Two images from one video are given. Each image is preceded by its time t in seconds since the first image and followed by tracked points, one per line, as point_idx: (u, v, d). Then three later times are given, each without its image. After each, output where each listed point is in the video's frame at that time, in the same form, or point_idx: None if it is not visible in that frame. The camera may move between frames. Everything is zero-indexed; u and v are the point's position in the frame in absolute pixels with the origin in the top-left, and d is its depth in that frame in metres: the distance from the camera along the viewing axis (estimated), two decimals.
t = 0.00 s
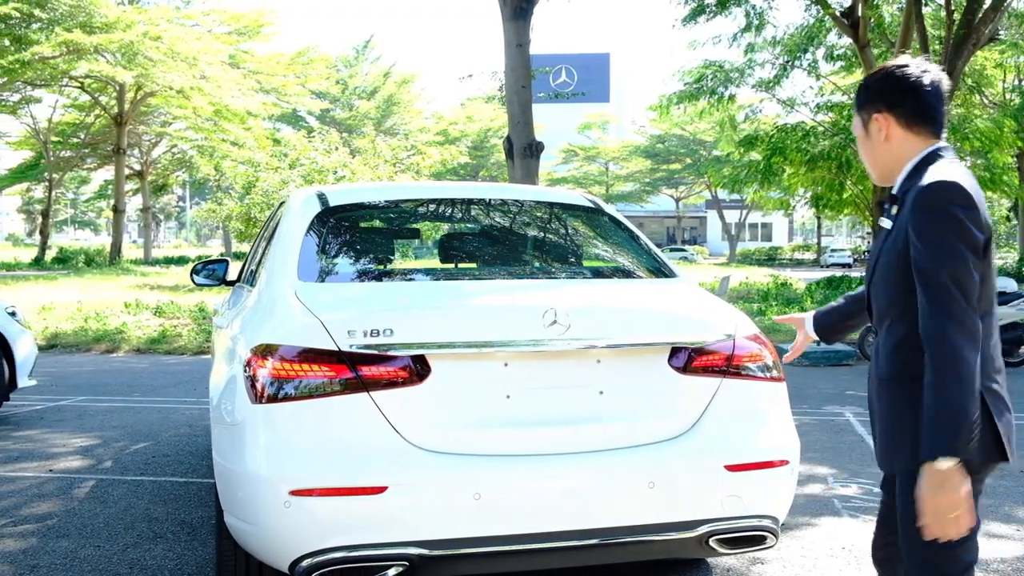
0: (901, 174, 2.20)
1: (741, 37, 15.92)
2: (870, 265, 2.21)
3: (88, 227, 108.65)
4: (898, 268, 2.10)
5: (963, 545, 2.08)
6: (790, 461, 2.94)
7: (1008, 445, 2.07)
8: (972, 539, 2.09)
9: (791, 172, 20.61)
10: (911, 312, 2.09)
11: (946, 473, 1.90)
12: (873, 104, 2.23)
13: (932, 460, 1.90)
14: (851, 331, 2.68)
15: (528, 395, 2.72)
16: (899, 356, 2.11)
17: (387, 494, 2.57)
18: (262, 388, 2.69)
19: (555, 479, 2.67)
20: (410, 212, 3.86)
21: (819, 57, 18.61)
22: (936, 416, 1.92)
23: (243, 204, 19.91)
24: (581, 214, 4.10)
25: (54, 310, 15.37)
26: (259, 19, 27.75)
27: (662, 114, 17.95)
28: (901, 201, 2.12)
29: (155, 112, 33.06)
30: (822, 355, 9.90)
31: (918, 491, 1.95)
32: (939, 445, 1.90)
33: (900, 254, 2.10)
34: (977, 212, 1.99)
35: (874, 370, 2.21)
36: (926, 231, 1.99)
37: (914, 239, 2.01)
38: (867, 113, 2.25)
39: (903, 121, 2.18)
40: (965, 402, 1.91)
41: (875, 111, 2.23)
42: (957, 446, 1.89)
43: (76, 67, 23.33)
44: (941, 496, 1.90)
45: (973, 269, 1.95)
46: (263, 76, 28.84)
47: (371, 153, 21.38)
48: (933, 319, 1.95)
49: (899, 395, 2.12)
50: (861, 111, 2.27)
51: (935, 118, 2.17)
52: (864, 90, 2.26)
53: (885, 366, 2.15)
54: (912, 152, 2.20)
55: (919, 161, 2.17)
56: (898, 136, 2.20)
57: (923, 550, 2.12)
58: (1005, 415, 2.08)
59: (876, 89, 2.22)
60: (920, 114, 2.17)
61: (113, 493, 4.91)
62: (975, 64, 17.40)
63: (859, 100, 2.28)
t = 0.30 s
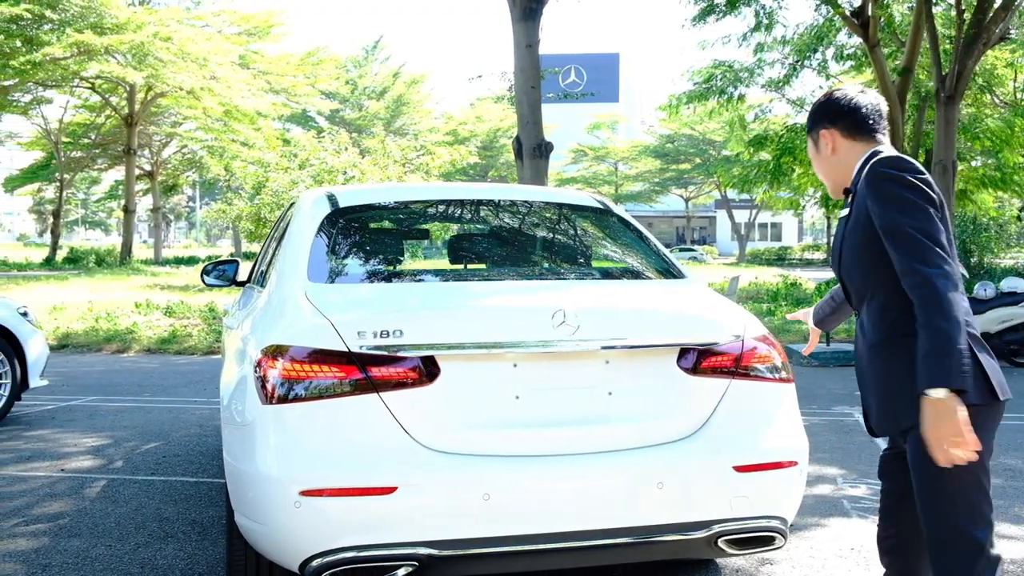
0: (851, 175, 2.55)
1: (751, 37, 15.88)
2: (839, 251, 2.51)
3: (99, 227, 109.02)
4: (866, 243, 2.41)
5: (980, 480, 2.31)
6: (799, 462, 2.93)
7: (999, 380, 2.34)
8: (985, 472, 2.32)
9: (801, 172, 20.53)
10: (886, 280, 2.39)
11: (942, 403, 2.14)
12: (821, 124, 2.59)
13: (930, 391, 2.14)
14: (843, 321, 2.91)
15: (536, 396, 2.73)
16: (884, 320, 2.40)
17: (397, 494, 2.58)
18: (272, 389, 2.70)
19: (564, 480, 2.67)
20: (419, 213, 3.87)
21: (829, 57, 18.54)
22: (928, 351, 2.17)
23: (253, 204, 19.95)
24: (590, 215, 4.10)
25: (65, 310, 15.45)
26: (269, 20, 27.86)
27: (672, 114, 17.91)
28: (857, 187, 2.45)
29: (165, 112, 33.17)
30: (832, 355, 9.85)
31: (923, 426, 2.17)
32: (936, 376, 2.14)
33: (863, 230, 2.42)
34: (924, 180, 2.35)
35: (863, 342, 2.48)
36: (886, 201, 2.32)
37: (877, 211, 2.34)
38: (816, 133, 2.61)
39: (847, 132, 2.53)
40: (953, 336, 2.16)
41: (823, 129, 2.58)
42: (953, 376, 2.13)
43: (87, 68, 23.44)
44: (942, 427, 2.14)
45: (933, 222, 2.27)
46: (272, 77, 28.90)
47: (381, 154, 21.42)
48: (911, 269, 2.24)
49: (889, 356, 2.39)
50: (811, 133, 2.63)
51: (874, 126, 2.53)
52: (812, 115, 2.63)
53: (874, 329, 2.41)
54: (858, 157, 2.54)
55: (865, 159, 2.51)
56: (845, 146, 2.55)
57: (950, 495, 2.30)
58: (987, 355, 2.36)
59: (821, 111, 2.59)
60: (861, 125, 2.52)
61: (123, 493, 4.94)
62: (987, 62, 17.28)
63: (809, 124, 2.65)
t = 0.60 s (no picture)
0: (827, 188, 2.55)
1: (755, 37, 15.86)
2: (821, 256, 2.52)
3: (103, 227, 109.11)
4: (841, 247, 2.43)
5: (980, 469, 2.30)
6: (803, 463, 2.94)
7: (986, 367, 2.35)
8: (986, 460, 2.31)
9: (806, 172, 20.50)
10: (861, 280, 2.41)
11: (818, 372, 2.38)
12: (795, 139, 2.59)
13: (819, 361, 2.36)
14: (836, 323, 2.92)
15: (542, 397, 2.73)
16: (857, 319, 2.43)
17: (403, 494, 2.60)
18: (278, 390, 2.72)
19: (570, 481, 2.68)
20: (423, 215, 3.88)
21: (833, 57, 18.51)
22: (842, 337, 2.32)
23: (257, 204, 19.94)
24: (594, 217, 4.11)
25: (70, 310, 15.52)
26: (273, 20, 27.98)
27: (676, 114, 17.89)
28: (832, 196, 2.46)
29: (170, 112, 33.21)
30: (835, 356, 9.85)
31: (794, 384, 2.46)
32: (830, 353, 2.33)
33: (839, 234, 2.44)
34: (895, 184, 2.36)
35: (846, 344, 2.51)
36: (856, 206, 2.34)
37: (848, 215, 2.36)
38: (791, 147, 2.60)
39: (820, 145, 2.53)
40: (877, 326, 2.27)
41: (798, 145, 2.58)
42: (838, 356, 2.32)
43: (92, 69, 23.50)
44: (807, 387, 2.40)
45: (899, 224, 2.29)
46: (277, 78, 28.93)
47: (385, 154, 21.44)
48: (876, 269, 2.27)
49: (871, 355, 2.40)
50: (786, 147, 2.63)
51: (845, 136, 2.52)
52: (785, 132, 2.63)
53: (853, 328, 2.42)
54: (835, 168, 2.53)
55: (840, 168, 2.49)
56: (819, 159, 2.54)
57: (950, 486, 2.30)
58: (969, 343, 2.37)
59: (795, 127, 2.59)
60: (832, 137, 2.51)
61: (130, 493, 4.96)
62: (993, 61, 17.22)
63: (784, 141, 2.64)
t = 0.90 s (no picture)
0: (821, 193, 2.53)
1: (758, 37, 15.85)
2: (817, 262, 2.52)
3: (107, 228, 109.19)
4: (838, 255, 2.42)
5: (979, 472, 2.30)
6: (806, 463, 2.94)
7: (984, 369, 2.34)
8: (984, 462, 2.31)
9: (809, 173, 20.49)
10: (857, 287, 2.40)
11: (845, 397, 2.34)
12: (786, 143, 2.56)
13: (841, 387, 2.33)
14: (836, 328, 2.92)
15: (545, 398, 2.74)
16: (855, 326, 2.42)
17: (407, 494, 2.60)
18: (283, 390, 2.72)
19: (573, 482, 2.69)
20: (426, 215, 3.88)
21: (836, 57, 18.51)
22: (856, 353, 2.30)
23: (261, 204, 19.93)
24: (599, 217, 4.11)
25: (74, 309, 15.56)
26: (276, 20, 28.07)
27: (679, 115, 17.86)
28: (828, 202, 2.45)
29: (174, 112, 33.23)
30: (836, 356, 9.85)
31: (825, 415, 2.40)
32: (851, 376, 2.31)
33: (835, 242, 2.42)
34: (890, 191, 2.35)
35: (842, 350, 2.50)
36: (853, 215, 2.33)
37: (844, 223, 2.35)
38: (783, 152, 2.58)
39: (812, 148, 2.50)
40: (887, 344, 2.26)
41: (790, 149, 2.56)
42: (860, 380, 2.30)
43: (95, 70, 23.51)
44: (838, 415, 2.35)
45: (896, 234, 2.28)
46: (280, 78, 28.95)
47: (389, 154, 21.44)
48: (874, 282, 2.26)
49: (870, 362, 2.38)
50: (777, 153, 2.60)
51: (836, 137, 2.51)
52: (775, 136, 2.60)
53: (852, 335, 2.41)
54: (827, 171, 2.51)
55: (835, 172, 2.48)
56: (812, 162, 2.52)
57: (947, 490, 2.31)
58: (967, 345, 2.37)
59: (784, 131, 2.56)
60: (823, 140, 2.50)
61: (134, 493, 4.97)
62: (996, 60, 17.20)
63: (774, 145, 2.62)
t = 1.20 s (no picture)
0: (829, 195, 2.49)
1: (760, 37, 15.85)
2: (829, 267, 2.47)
3: (109, 228, 109.19)
4: (857, 259, 2.37)
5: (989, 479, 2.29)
6: (811, 463, 2.94)
7: (997, 375, 2.33)
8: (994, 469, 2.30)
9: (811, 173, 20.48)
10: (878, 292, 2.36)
11: (924, 415, 2.19)
12: (789, 144, 2.51)
13: (917, 404, 2.18)
14: (834, 329, 2.91)
15: (549, 397, 2.74)
16: (876, 331, 2.37)
17: (411, 494, 2.60)
18: (287, 390, 2.73)
19: (579, 482, 2.69)
20: (429, 215, 3.88)
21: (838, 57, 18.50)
22: (920, 366, 2.18)
23: (263, 204, 19.93)
24: (602, 217, 4.11)
25: (76, 309, 15.58)
26: (278, 20, 28.09)
27: (681, 115, 17.82)
28: (842, 204, 2.40)
29: (176, 113, 33.23)
30: (839, 356, 9.85)
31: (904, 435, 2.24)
32: (927, 394, 2.16)
33: (854, 246, 2.37)
34: (909, 195, 2.30)
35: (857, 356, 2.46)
36: (876, 220, 2.27)
37: (864, 227, 2.30)
38: (786, 153, 2.52)
39: (819, 149, 2.47)
40: (938, 354, 2.17)
41: (793, 150, 2.51)
42: (932, 394, 2.16)
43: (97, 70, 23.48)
44: (919, 436, 2.19)
45: (921, 239, 2.24)
46: (282, 78, 28.95)
47: (391, 154, 21.46)
48: (904, 288, 2.21)
49: (891, 369, 2.34)
50: (777, 154, 2.55)
51: (840, 137, 2.48)
52: (777, 137, 2.54)
53: (875, 340, 2.37)
54: (836, 171, 2.48)
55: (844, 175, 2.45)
56: (818, 163, 2.49)
57: (961, 495, 2.30)
58: (982, 350, 2.35)
59: (787, 131, 2.51)
60: (828, 140, 2.47)
61: (137, 493, 4.97)
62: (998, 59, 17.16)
63: (774, 146, 2.56)
